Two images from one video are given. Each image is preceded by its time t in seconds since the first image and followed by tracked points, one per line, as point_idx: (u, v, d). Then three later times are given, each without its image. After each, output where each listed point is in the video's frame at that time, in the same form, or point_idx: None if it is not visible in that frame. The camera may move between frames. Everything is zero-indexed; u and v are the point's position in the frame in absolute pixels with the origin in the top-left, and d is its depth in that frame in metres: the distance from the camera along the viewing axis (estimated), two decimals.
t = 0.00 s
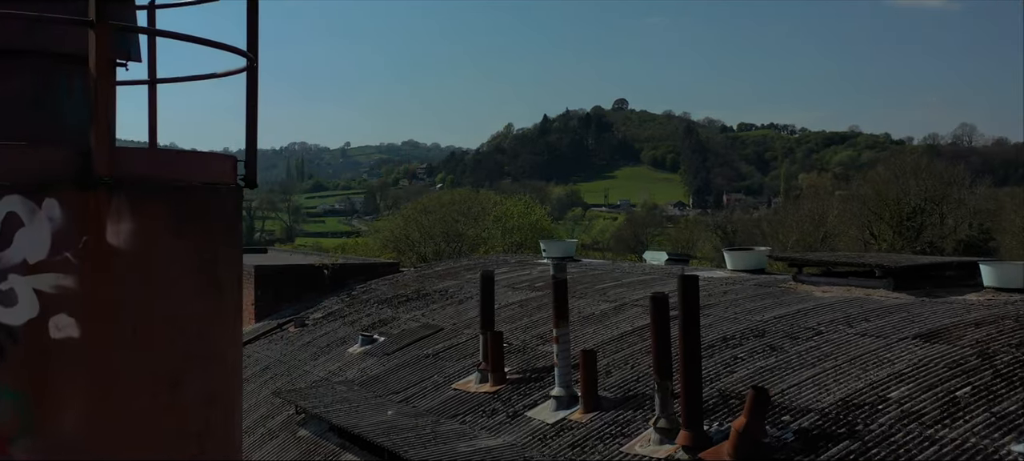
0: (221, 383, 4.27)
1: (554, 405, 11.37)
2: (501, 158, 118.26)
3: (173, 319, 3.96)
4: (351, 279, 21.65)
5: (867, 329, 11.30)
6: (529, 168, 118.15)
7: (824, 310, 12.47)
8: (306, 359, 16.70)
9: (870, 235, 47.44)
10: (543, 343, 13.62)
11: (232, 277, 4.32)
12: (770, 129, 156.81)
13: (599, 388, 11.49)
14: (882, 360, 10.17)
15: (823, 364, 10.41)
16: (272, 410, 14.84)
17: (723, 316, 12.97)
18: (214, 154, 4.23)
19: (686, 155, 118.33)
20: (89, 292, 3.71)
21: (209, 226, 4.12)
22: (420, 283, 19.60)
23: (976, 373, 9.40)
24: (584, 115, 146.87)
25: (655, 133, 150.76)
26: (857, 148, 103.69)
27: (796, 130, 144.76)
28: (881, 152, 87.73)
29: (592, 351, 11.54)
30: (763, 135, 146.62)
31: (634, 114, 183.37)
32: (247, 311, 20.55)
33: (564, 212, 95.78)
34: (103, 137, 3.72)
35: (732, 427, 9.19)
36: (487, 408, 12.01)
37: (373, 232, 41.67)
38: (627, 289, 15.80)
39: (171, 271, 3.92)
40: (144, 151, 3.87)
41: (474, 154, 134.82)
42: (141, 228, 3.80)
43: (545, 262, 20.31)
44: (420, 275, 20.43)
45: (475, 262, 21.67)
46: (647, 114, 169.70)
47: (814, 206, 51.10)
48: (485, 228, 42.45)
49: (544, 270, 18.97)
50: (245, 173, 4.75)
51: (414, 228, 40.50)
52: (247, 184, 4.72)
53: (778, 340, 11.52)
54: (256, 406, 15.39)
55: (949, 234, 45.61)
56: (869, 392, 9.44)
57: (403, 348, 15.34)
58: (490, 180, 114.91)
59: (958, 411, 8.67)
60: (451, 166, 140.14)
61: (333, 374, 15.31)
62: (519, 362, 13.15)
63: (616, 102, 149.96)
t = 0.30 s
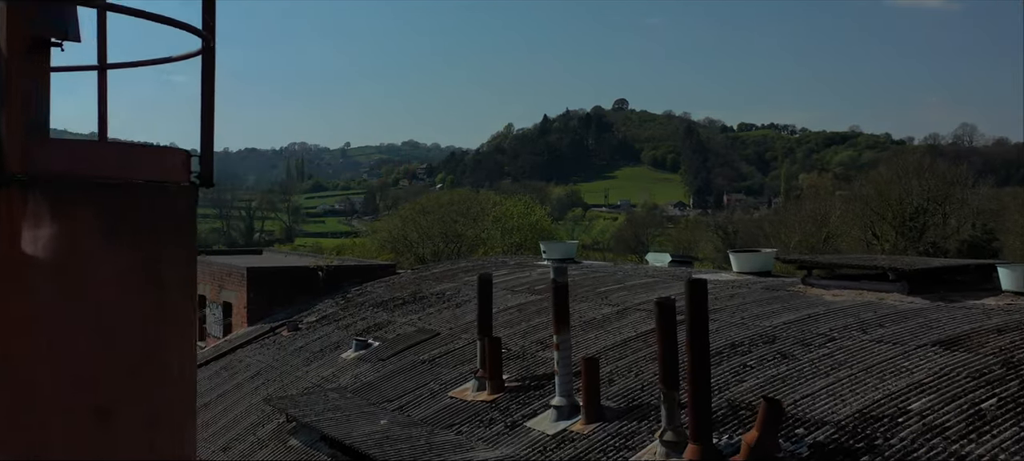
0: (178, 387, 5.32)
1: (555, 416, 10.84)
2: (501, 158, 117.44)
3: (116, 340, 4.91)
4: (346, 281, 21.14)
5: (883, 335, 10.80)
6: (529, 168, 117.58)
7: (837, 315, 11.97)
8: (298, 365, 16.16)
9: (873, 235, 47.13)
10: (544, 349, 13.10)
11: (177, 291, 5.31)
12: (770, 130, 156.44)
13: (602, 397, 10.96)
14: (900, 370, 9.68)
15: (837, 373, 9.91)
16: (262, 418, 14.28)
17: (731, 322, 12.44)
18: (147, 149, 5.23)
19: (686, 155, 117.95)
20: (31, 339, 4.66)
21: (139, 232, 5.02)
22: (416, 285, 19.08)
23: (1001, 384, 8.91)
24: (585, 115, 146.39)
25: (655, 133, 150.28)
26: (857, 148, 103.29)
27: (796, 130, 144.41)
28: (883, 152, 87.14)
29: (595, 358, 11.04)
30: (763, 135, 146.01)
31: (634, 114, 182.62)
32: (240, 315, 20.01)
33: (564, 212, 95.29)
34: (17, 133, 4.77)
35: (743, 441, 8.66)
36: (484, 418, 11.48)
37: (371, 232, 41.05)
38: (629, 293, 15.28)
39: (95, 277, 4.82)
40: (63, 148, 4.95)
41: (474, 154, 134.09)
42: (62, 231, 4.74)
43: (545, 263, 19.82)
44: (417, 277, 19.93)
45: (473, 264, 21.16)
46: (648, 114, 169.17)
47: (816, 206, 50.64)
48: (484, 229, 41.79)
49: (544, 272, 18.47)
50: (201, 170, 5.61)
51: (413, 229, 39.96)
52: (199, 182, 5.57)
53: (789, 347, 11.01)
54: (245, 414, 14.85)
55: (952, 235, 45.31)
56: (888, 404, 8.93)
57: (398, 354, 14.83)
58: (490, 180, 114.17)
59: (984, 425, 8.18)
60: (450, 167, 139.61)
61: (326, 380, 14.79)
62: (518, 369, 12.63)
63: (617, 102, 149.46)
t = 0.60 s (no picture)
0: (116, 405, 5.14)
1: (555, 427, 10.30)
2: (501, 158, 116.95)
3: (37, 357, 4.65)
4: (342, 283, 20.59)
5: (900, 342, 10.28)
6: (529, 168, 117.16)
7: (851, 320, 11.44)
8: (290, 370, 15.63)
9: (875, 236, 47.10)
10: (543, 356, 12.58)
11: (108, 296, 5.01)
12: (771, 129, 156.29)
13: (605, 407, 10.42)
14: (921, 380, 9.15)
15: (854, 382, 9.38)
16: (251, 427, 13.74)
17: (738, 327, 11.91)
18: (87, 141, 4.98)
19: (686, 155, 117.64)
20: None
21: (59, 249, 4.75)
22: (412, 288, 18.56)
23: None
24: (585, 115, 146.03)
25: (655, 134, 150.08)
26: (858, 148, 102.90)
27: (796, 130, 144.35)
28: (884, 152, 86.63)
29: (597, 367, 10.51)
30: (764, 135, 145.47)
31: (634, 114, 182.14)
32: (233, 318, 19.53)
33: (564, 212, 94.91)
34: None
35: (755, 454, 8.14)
36: (482, 428, 10.95)
37: (368, 233, 40.57)
38: (632, 297, 14.75)
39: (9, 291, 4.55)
40: None
41: (474, 154, 133.63)
42: None
43: (545, 265, 19.31)
44: (414, 280, 19.40)
45: (472, 265, 20.64)
46: (647, 114, 168.90)
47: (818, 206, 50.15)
48: (484, 229, 41.26)
49: (544, 274, 17.96)
50: (136, 165, 5.48)
51: (412, 229, 39.49)
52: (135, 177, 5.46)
53: (802, 355, 10.49)
54: (234, 422, 14.33)
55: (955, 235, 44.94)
56: (910, 417, 8.40)
57: (393, 360, 14.30)
58: (490, 180, 113.74)
59: (1014, 441, 7.66)
60: (451, 167, 139.21)
61: (318, 387, 14.27)
62: (516, 376, 12.12)
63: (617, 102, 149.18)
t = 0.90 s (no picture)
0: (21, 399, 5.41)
1: (556, 440, 9.76)
2: (501, 158, 116.48)
3: None
4: (336, 285, 20.02)
5: (921, 351, 9.75)
6: (529, 168, 116.65)
7: (867, 327, 10.91)
8: (281, 377, 15.09)
9: (877, 236, 46.60)
10: (544, 363, 12.04)
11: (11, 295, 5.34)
12: (771, 129, 155.92)
13: (609, 418, 9.88)
14: (945, 391, 8.63)
15: (873, 394, 8.85)
16: (237, 436, 13.14)
17: (748, 334, 11.37)
18: None
19: (687, 156, 117.22)
20: None
21: None
22: (409, 291, 18.04)
23: None
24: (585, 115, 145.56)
25: (655, 133, 149.71)
26: (858, 149, 102.28)
27: (797, 129, 144.08)
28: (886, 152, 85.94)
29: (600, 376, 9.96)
30: (765, 135, 144.76)
31: (634, 114, 181.56)
32: (224, 322, 19.01)
33: (565, 212, 94.43)
34: None
35: None
36: (479, 440, 10.40)
37: (366, 234, 40.03)
38: (636, 301, 14.17)
39: None
40: None
41: (474, 154, 133.12)
42: None
43: (545, 268, 18.80)
44: (411, 282, 18.87)
45: (471, 267, 20.09)
46: (648, 114, 168.49)
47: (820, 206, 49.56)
48: (484, 229, 40.66)
49: (545, 277, 17.43)
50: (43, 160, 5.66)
51: (411, 229, 38.91)
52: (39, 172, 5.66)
53: (816, 364, 9.95)
54: (221, 431, 13.78)
55: (958, 236, 44.52)
56: (936, 432, 7.86)
57: (387, 366, 13.76)
58: (490, 180, 113.22)
59: None
60: (451, 167, 138.65)
61: (309, 395, 13.73)
62: (515, 385, 11.59)
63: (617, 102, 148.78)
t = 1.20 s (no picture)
0: None
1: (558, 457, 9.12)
2: (501, 158, 116.15)
3: None
4: (329, 288, 19.31)
5: (947, 363, 9.14)
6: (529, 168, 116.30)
7: (887, 335, 10.30)
8: (270, 385, 14.45)
9: (881, 236, 45.58)
10: (544, 373, 11.41)
11: None
12: (772, 130, 155.48)
13: (614, 434, 9.23)
14: (978, 407, 8.01)
15: (899, 410, 8.23)
16: (222, 448, 12.50)
17: (761, 342, 10.74)
18: None
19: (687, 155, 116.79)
20: None
21: None
22: (404, 295, 17.38)
23: None
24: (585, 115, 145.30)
25: (656, 133, 149.39)
26: (859, 148, 101.80)
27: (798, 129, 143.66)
28: (888, 152, 85.36)
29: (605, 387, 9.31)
30: (765, 135, 144.21)
31: (635, 114, 180.97)
32: (213, 327, 18.32)
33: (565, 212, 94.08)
34: None
35: None
36: (475, 456, 9.76)
37: (364, 236, 39.32)
38: (641, 306, 13.51)
39: None
40: None
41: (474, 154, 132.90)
42: None
43: (546, 270, 18.18)
44: (406, 286, 18.21)
45: (469, 270, 19.45)
46: (649, 115, 168.18)
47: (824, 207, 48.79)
48: (485, 231, 39.93)
49: (546, 280, 16.82)
50: None
51: (409, 230, 38.09)
52: None
53: (835, 375, 9.34)
54: (205, 442, 13.16)
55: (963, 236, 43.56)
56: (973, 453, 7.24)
57: (380, 374, 13.14)
58: (490, 180, 112.76)
59: None
60: (451, 167, 138.40)
61: (298, 405, 13.11)
62: (513, 396, 10.96)
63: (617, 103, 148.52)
